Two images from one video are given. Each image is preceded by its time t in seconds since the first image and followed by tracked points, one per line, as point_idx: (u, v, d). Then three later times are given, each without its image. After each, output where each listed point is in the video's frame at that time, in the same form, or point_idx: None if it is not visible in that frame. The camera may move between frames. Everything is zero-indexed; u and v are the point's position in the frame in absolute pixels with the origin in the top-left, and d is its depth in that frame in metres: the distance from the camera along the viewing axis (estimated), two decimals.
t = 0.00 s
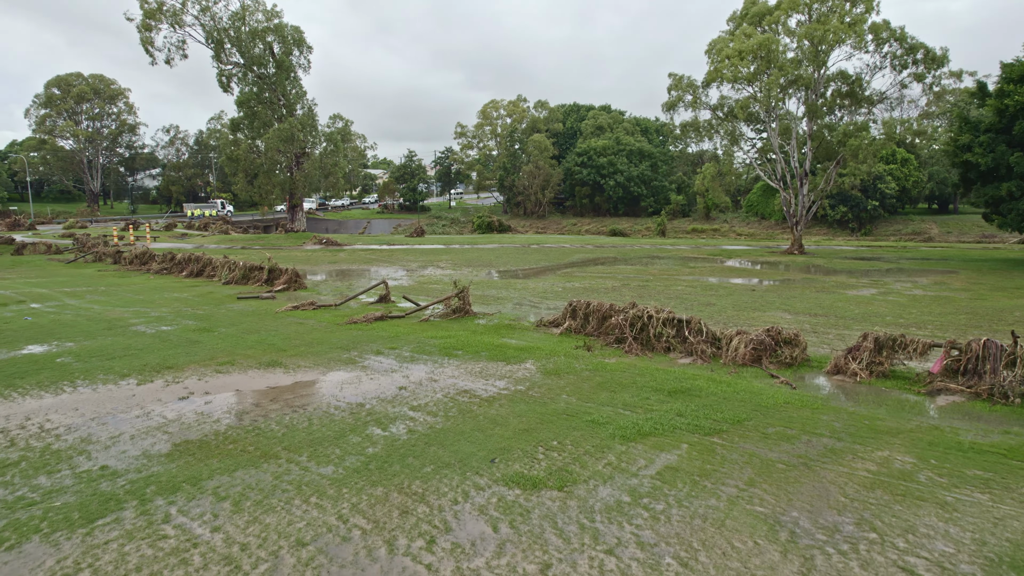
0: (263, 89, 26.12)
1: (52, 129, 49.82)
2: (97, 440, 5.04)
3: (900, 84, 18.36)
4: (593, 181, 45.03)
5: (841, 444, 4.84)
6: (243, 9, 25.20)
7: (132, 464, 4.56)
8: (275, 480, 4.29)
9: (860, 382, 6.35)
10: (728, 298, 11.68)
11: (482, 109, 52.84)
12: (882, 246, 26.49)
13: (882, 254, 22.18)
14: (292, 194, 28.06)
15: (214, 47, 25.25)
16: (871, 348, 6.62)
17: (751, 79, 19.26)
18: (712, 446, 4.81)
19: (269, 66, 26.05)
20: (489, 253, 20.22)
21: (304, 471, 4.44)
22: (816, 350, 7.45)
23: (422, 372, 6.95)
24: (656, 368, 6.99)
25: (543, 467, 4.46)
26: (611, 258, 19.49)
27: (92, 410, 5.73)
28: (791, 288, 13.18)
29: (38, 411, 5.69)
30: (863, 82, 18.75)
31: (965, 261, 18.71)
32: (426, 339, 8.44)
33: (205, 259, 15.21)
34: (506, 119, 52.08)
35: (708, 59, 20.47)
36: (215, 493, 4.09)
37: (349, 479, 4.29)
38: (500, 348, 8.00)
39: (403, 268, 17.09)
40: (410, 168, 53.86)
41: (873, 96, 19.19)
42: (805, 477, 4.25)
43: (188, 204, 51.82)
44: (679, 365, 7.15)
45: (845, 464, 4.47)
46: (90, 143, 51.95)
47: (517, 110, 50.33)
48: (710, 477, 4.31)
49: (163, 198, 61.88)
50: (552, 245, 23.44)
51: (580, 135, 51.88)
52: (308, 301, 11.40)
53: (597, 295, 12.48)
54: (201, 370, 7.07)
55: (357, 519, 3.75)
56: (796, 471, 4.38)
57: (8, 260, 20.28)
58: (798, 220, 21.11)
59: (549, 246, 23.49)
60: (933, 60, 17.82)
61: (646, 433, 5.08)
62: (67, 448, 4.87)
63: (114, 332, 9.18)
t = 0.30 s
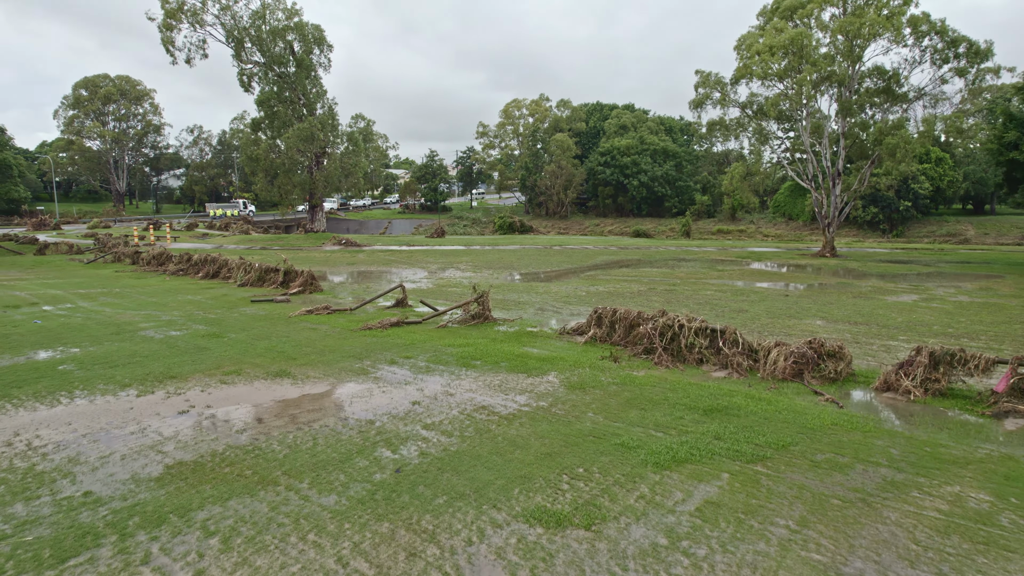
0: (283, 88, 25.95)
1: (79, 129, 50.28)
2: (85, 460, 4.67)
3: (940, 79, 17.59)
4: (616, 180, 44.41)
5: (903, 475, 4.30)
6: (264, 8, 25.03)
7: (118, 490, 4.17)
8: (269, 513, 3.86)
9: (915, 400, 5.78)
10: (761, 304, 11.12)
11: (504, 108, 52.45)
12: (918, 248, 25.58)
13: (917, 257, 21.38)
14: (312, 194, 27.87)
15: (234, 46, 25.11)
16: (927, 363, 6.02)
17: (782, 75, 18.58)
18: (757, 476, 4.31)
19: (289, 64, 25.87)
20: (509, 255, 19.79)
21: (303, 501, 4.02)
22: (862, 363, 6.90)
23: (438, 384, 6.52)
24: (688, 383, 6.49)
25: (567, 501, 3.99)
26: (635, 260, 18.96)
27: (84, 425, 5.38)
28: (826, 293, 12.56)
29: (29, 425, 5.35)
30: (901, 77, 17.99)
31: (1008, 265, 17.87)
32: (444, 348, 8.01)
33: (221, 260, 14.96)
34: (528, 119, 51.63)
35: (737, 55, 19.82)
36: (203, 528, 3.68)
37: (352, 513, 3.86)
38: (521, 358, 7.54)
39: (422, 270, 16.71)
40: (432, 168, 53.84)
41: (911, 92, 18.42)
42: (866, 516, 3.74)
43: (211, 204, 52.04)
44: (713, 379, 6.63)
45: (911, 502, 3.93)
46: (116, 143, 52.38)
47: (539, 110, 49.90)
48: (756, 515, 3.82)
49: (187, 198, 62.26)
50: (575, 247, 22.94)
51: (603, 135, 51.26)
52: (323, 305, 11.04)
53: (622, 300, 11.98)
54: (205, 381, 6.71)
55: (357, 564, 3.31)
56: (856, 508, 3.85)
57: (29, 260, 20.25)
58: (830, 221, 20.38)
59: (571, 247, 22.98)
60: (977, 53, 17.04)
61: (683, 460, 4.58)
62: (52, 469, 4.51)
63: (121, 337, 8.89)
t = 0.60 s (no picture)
0: (302, 87, 25.75)
1: (103, 129, 50.60)
2: (69, 483, 4.31)
3: (980, 74, 16.84)
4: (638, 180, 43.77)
5: (975, 513, 3.78)
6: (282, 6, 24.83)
7: (97, 521, 3.79)
8: (259, 553, 3.46)
9: (976, 424, 5.23)
10: (793, 310, 10.56)
11: (524, 108, 52.08)
12: (951, 250, 24.72)
13: (952, 259, 20.59)
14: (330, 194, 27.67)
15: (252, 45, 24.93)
16: (987, 382, 5.45)
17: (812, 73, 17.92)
18: (807, 514, 3.82)
19: (307, 63, 25.66)
20: (529, 257, 19.34)
21: (299, 538, 3.60)
22: (912, 380, 6.35)
23: (452, 399, 6.09)
24: (722, 400, 5.99)
25: (594, 542, 3.54)
26: (659, 262, 18.42)
27: (73, 443, 5.01)
28: (861, 299, 11.98)
29: (14, 442, 5.02)
30: (938, 73, 17.25)
31: None
32: (460, 358, 7.59)
33: (236, 262, 14.72)
34: (549, 118, 51.20)
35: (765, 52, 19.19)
36: (185, 571, 3.28)
37: (352, 554, 3.44)
38: (541, 370, 7.09)
39: (439, 272, 16.34)
40: (451, 168, 54.04)
41: (949, 88, 17.66)
42: (939, 568, 3.24)
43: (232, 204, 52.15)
44: (748, 395, 6.13)
45: (990, 549, 3.41)
46: (139, 143, 52.66)
47: (560, 109, 49.49)
48: (811, 563, 3.33)
49: (209, 198, 62.52)
50: (596, 248, 22.42)
51: (624, 134, 50.66)
52: (336, 310, 10.69)
53: (647, 305, 11.47)
54: (207, 392, 6.36)
55: None
56: (926, 557, 3.35)
57: (47, 260, 20.18)
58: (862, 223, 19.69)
59: (593, 249, 22.47)
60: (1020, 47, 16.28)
61: (721, 492, 4.12)
62: (30, 494, 4.15)
63: (126, 343, 8.57)
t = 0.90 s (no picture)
0: (320, 86, 25.54)
1: (126, 130, 50.95)
2: (51, 507, 3.97)
3: (1022, 68, 16.13)
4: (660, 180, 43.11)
5: None
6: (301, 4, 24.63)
7: (74, 554, 3.43)
8: None
9: None
10: (828, 316, 10.04)
11: (545, 107, 51.63)
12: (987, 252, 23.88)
13: (989, 262, 19.80)
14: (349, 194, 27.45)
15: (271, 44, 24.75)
16: None
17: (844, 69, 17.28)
18: (866, 557, 3.37)
19: (326, 62, 25.44)
20: (549, 258, 18.91)
21: None
22: (966, 396, 5.84)
23: (468, 413, 5.70)
24: (759, 418, 5.53)
25: None
26: (684, 265, 17.90)
27: (63, 460, 4.68)
28: (900, 304, 11.39)
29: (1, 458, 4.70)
30: (979, 67, 16.52)
31: None
32: (477, 367, 7.19)
33: (251, 263, 14.48)
34: (570, 117, 50.73)
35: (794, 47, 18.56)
36: None
37: None
38: (564, 381, 6.67)
39: (457, 274, 15.97)
40: (471, 168, 53.78)
41: (989, 83, 16.92)
42: None
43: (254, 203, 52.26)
44: (787, 412, 5.66)
45: None
46: (162, 143, 52.97)
47: (581, 108, 49.03)
48: None
49: (230, 197, 62.81)
50: (619, 249, 21.92)
51: (647, 133, 50.03)
52: (351, 313, 10.36)
53: (673, 310, 11.00)
54: (210, 403, 6.03)
55: None
56: None
57: (66, 259, 20.11)
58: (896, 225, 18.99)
59: (615, 249, 21.96)
60: None
61: (766, 528, 3.67)
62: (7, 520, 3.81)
63: (133, 347, 8.28)
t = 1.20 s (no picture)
0: (340, 85, 25.34)
1: (150, 130, 51.28)
2: (29, 537, 3.62)
3: None
4: (683, 180, 42.42)
5: None
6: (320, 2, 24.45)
7: None
8: None
9: None
10: (866, 323, 9.48)
11: (567, 106, 51.16)
12: None
13: None
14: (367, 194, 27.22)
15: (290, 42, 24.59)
16: None
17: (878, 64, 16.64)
18: None
19: (345, 60, 25.23)
20: (570, 260, 18.47)
21: None
22: None
23: (486, 430, 5.30)
24: (802, 439, 5.04)
25: None
26: (709, 267, 17.36)
27: (49, 480, 4.35)
28: (941, 310, 10.80)
29: None
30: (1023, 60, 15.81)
31: None
32: (495, 378, 6.79)
33: (266, 264, 14.23)
34: (591, 116, 50.22)
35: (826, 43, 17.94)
36: None
37: None
38: (587, 395, 6.24)
39: (476, 275, 15.60)
40: (491, 168, 53.49)
41: None
42: None
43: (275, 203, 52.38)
44: (832, 431, 5.16)
45: None
46: (185, 143, 53.27)
47: (603, 106, 48.50)
48: None
49: (251, 197, 63.07)
50: (642, 251, 21.40)
51: (669, 132, 49.37)
52: (366, 317, 10.02)
53: (700, 316, 10.52)
54: (213, 416, 5.69)
55: None
56: None
57: (85, 259, 20.04)
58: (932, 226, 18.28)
59: (638, 251, 21.47)
60: None
61: None
62: None
63: (139, 353, 7.99)
